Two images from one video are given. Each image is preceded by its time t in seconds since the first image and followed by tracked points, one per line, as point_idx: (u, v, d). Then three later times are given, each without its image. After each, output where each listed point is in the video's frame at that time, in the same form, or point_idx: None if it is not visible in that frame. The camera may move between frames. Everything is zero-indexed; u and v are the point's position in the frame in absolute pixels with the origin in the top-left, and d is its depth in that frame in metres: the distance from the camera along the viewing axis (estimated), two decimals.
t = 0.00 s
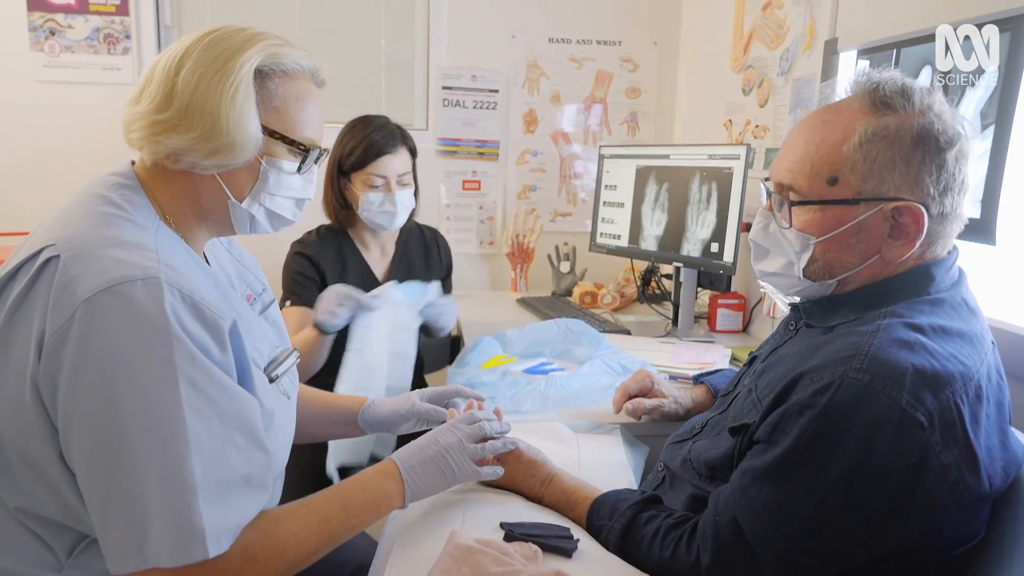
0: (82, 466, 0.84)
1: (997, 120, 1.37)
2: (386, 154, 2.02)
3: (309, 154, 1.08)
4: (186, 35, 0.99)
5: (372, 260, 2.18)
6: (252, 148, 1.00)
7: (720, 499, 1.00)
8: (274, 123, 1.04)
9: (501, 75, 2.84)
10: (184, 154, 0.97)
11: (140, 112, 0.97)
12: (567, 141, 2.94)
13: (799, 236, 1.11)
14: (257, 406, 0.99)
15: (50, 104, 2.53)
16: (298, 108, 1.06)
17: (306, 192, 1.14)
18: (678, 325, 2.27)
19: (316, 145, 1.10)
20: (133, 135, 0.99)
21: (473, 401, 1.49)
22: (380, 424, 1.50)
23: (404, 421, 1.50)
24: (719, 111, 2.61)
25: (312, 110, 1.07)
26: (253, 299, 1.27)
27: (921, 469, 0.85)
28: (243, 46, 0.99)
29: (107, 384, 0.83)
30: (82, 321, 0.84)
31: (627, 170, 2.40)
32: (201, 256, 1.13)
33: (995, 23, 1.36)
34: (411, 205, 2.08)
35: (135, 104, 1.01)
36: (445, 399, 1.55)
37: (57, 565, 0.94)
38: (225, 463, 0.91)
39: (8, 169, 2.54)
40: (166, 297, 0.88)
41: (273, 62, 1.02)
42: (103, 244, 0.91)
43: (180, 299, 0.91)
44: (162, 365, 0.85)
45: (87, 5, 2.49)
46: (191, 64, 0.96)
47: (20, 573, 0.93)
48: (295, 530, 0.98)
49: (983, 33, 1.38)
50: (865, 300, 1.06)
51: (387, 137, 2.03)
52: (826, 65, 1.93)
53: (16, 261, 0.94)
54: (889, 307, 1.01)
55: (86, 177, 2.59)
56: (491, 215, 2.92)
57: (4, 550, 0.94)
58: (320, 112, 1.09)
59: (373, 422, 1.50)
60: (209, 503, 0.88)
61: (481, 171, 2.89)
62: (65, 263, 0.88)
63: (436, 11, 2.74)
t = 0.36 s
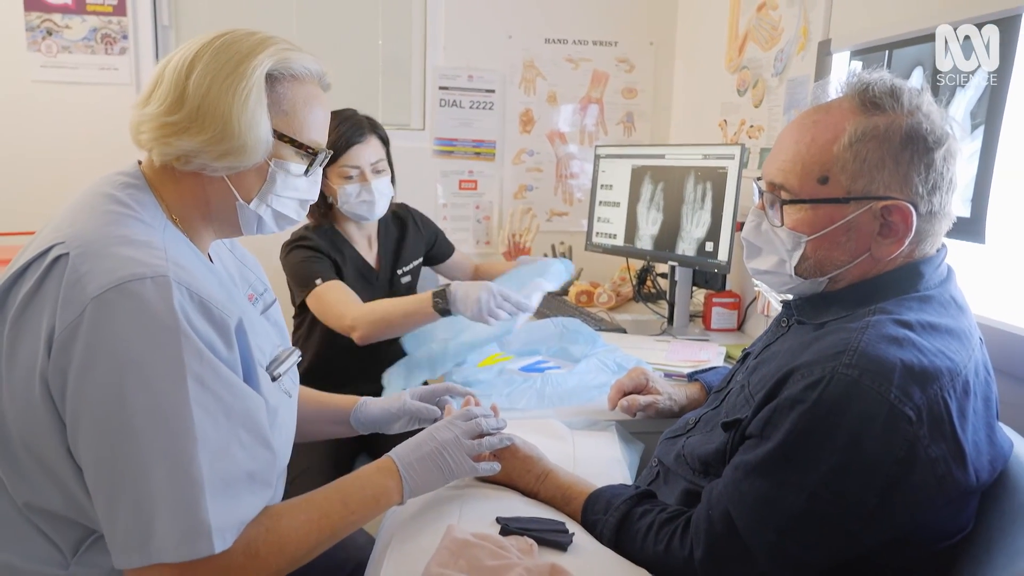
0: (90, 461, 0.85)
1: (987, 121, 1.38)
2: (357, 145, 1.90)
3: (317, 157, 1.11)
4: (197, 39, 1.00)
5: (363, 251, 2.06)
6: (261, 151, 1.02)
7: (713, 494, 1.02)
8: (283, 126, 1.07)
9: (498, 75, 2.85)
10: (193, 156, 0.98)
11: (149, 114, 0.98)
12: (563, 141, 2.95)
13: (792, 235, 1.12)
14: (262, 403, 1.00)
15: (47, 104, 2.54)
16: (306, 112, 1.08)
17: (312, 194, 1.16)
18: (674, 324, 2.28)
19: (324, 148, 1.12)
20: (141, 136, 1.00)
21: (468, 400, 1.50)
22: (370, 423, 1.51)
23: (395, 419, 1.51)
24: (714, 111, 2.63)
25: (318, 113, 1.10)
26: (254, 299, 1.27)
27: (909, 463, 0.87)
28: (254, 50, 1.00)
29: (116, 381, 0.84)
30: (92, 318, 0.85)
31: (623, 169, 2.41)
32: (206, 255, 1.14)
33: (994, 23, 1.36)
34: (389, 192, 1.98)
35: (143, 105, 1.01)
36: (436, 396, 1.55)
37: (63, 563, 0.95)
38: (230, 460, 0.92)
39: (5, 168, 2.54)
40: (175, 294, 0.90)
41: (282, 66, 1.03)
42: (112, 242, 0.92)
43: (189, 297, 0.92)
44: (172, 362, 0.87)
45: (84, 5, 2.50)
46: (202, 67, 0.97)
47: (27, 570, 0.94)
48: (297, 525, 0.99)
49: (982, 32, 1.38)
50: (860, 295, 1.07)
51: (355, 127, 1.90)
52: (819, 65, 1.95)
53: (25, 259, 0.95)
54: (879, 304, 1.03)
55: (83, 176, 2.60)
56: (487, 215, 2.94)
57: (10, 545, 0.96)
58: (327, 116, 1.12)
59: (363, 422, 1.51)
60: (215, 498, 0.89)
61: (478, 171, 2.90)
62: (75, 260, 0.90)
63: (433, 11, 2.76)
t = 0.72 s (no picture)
0: (99, 458, 0.85)
1: (980, 115, 1.40)
2: (364, 141, 1.91)
3: (323, 155, 1.11)
4: (204, 36, 1.00)
5: (375, 249, 2.05)
6: (268, 150, 1.02)
7: (708, 486, 1.03)
8: (289, 125, 1.07)
9: (493, 71, 2.85)
10: (200, 154, 0.98)
11: (156, 112, 0.98)
12: (559, 137, 2.96)
13: (786, 229, 1.12)
14: (269, 400, 1.01)
15: (42, 100, 2.53)
16: (311, 110, 1.08)
17: (317, 192, 1.16)
18: (669, 319, 2.29)
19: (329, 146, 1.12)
20: (148, 134, 1.00)
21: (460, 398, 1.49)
22: (361, 423, 1.52)
23: (387, 418, 1.51)
24: (710, 106, 2.63)
25: (324, 111, 1.10)
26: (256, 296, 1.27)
27: (901, 455, 0.88)
28: (261, 48, 1.00)
29: (126, 378, 0.84)
30: (102, 315, 0.85)
31: (618, 165, 2.42)
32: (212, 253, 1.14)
33: (993, 21, 1.36)
34: (399, 189, 1.97)
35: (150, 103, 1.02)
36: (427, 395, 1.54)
37: (70, 559, 0.95)
38: (239, 457, 0.92)
39: None
40: (185, 292, 0.90)
41: (288, 65, 1.03)
42: (121, 239, 0.92)
43: (199, 295, 0.92)
44: (183, 359, 0.87)
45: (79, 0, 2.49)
46: (209, 65, 0.97)
47: (36, 565, 0.94)
48: (303, 520, 0.99)
49: (981, 31, 1.39)
50: (854, 288, 1.08)
51: (364, 123, 1.92)
52: (813, 61, 1.96)
53: (33, 256, 0.95)
54: (872, 298, 1.04)
55: (78, 172, 2.59)
56: (483, 210, 2.94)
57: (16, 539, 0.96)
58: (332, 114, 1.12)
59: (355, 422, 1.51)
60: (225, 495, 0.89)
61: (473, 166, 2.90)
62: (85, 257, 0.90)
63: (428, 7, 2.76)
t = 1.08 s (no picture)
0: (115, 467, 0.84)
1: (979, 110, 1.39)
2: (389, 135, 1.92)
3: (347, 168, 1.10)
4: (232, 44, 0.99)
5: (387, 243, 2.07)
6: (292, 161, 1.01)
7: (708, 483, 1.02)
8: (314, 137, 1.06)
9: (491, 67, 2.84)
10: (224, 164, 0.98)
11: (182, 118, 0.98)
12: (557, 133, 2.95)
13: (785, 225, 1.12)
14: (285, 411, 1.00)
15: (38, 97, 2.51)
16: (338, 122, 1.07)
17: (340, 205, 1.16)
18: (668, 315, 2.29)
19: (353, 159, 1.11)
20: (173, 140, 1.00)
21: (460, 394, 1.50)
22: (362, 425, 1.51)
23: (387, 418, 1.50)
24: (708, 102, 2.62)
25: (351, 123, 1.09)
26: (270, 299, 1.24)
27: (902, 453, 0.87)
28: (290, 59, 0.99)
29: (146, 389, 0.83)
30: (123, 324, 0.84)
31: (617, 161, 2.41)
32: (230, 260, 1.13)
33: (993, 19, 1.35)
34: (416, 185, 1.99)
35: (176, 109, 1.01)
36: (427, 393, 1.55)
37: (76, 565, 0.94)
38: (255, 471, 0.92)
39: None
40: (207, 303, 0.89)
41: (317, 76, 1.03)
42: (141, 247, 0.91)
43: (219, 305, 0.91)
44: (203, 372, 0.86)
45: None
46: (236, 74, 0.96)
47: (44, 569, 0.93)
48: (314, 523, 1.00)
49: (981, 32, 1.38)
50: (852, 285, 1.08)
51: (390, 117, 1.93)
52: (812, 55, 1.95)
53: (53, 260, 0.94)
54: (872, 294, 1.03)
55: (75, 169, 2.59)
56: (481, 207, 2.94)
57: (21, 540, 0.95)
58: (360, 127, 1.11)
59: (355, 425, 1.51)
60: (241, 509, 0.89)
61: (472, 163, 2.90)
62: (106, 264, 0.88)
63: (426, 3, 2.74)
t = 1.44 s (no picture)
0: (122, 479, 0.82)
1: (978, 107, 1.38)
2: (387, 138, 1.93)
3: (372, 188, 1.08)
4: (262, 57, 0.96)
5: (381, 240, 2.09)
6: (320, 180, 0.99)
7: (705, 484, 1.01)
8: (341, 157, 1.04)
9: (487, 64, 2.83)
10: (248, 179, 0.96)
11: (209, 132, 0.95)
12: (554, 131, 2.93)
13: (784, 223, 1.10)
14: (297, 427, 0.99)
15: (30, 94, 2.49)
16: (365, 142, 1.05)
17: (361, 222, 1.14)
18: (665, 314, 2.28)
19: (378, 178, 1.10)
20: (197, 153, 0.97)
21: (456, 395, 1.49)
22: (365, 423, 1.49)
23: (386, 417, 1.48)
24: (705, 99, 2.61)
25: (379, 143, 1.07)
26: (283, 306, 1.23)
27: (901, 454, 0.86)
28: (322, 77, 0.97)
29: (160, 403, 0.81)
30: (140, 336, 0.82)
31: (613, 159, 2.40)
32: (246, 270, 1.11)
33: (991, 15, 1.34)
34: (412, 188, 1.96)
35: (201, 119, 0.98)
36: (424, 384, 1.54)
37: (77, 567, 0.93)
38: (263, 489, 0.90)
39: None
40: (225, 319, 0.87)
41: (347, 95, 1.01)
42: (158, 257, 0.89)
43: (237, 321, 0.90)
44: (219, 389, 0.84)
45: None
46: (267, 90, 0.94)
47: (48, 569, 0.92)
48: (313, 536, 0.98)
49: (981, 32, 1.36)
50: (852, 283, 1.07)
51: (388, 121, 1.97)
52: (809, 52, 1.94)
53: (71, 263, 0.91)
54: (872, 292, 1.03)
55: (67, 168, 2.57)
56: (477, 205, 2.93)
57: (19, 541, 0.93)
58: (387, 146, 1.09)
59: (358, 422, 1.49)
60: (246, 529, 0.87)
61: (468, 161, 2.89)
62: (125, 273, 0.86)
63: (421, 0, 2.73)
